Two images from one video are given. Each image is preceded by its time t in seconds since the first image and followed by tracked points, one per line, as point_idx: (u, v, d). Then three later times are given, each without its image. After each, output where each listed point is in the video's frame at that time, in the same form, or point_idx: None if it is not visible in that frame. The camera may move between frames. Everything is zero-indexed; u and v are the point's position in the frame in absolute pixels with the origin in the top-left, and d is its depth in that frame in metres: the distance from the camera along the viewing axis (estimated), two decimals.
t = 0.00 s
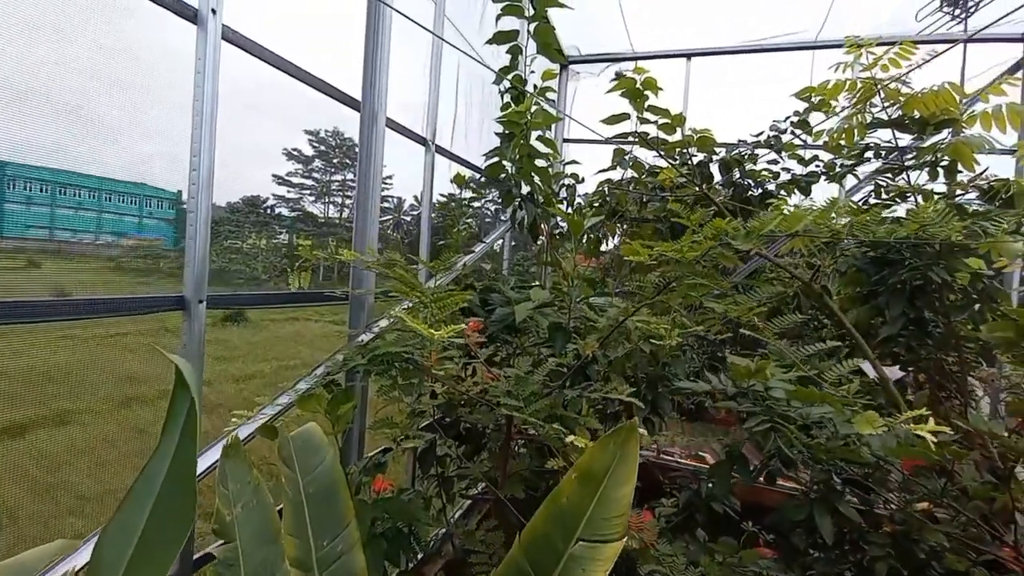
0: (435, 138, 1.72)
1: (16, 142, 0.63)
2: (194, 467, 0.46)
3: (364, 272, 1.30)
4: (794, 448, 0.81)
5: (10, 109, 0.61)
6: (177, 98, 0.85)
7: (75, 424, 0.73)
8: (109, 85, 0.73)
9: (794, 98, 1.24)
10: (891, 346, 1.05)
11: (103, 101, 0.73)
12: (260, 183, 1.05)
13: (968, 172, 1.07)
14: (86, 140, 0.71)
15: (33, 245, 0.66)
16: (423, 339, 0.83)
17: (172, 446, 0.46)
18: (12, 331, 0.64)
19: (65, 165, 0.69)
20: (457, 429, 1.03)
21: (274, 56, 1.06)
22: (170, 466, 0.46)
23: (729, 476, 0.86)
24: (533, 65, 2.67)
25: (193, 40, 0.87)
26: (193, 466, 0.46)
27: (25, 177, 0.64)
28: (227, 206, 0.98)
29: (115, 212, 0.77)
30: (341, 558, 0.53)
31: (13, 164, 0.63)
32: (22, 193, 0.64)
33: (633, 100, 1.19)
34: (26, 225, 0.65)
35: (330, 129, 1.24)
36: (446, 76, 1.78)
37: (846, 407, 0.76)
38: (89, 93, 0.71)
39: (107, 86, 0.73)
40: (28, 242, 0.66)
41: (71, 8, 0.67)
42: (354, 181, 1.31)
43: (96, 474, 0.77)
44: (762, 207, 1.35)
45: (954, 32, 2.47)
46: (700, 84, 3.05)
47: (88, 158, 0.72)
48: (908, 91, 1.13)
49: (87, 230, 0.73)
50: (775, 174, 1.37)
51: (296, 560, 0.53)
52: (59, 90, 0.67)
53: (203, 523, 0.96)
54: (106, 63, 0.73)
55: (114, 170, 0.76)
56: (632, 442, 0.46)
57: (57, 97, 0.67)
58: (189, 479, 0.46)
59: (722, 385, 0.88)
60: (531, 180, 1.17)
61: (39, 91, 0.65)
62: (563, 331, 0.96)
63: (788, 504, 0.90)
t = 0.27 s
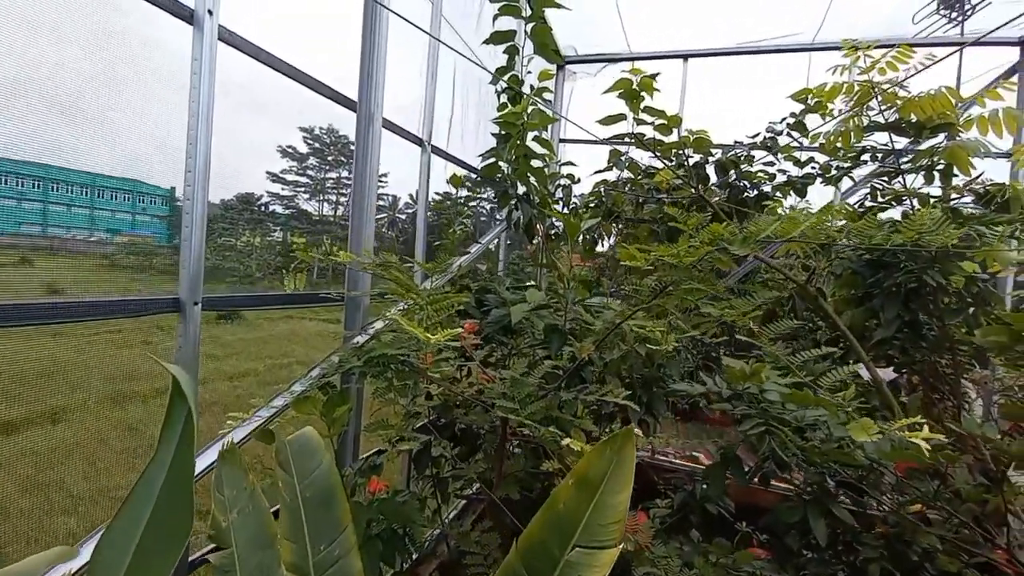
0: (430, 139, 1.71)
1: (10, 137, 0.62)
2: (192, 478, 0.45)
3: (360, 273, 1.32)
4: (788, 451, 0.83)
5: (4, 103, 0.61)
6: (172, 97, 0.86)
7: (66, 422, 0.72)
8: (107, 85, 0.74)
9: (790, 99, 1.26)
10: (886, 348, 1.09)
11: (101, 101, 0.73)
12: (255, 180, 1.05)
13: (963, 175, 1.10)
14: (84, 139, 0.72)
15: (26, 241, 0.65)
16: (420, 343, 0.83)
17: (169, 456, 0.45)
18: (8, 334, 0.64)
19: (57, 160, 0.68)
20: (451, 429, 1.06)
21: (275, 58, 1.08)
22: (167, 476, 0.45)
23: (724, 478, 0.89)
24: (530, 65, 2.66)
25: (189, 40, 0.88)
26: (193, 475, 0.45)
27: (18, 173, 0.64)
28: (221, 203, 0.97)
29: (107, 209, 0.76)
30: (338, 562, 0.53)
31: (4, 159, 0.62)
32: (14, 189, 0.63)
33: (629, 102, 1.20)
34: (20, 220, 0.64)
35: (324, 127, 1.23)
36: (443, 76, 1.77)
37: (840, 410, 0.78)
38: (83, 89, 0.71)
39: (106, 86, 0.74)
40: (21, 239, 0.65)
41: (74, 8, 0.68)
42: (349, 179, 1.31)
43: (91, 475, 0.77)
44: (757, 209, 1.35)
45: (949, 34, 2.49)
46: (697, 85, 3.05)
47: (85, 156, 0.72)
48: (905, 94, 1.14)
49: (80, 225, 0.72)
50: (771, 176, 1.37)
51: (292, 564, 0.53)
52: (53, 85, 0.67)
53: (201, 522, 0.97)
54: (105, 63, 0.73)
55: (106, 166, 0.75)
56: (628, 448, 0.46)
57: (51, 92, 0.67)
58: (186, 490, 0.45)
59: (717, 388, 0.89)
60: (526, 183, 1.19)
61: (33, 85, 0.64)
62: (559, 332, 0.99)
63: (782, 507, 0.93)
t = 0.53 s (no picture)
0: (429, 139, 1.72)
1: (6, 135, 0.62)
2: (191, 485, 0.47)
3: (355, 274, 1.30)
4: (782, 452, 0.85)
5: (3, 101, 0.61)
6: (169, 98, 0.86)
7: (60, 421, 0.72)
8: (107, 87, 0.74)
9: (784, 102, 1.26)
10: (878, 348, 1.11)
11: (100, 103, 0.74)
12: (250, 179, 1.05)
13: (954, 178, 1.14)
14: (82, 141, 0.72)
15: (16, 239, 0.65)
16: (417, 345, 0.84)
17: (169, 464, 0.47)
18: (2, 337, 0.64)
19: (51, 158, 0.68)
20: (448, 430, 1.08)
21: (273, 60, 1.08)
22: (167, 483, 0.47)
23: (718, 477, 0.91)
24: (528, 65, 2.67)
25: (188, 42, 0.88)
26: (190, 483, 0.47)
27: (11, 171, 0.63)
28: (217, 203, 0.97)
29: (100, 207, 0.75)
30: (333, 566, 0.55)
31: None
32: (7, 186, 0.63)
33: (626, 103, 1.22)
34: (10, 218, 0.64)
35: (321, 125, 1.23)
36: (442, 76, 1.77)
37: (832, 409, 0.82)
38: (83, 89, 0.71)
39: (106, 88, 0.74)
40: (15, 236, 0.64)
41: (75, 11, 0.69)
42: (348, 177, 1.32)
43: (85, 476, 0.76)
44: (752, 210, 1.36)
45: (941, 37, 2.53)
46: (692, 86, 3.06)
47: (82, 159, 0.72)
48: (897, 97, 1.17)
49: (71, 224, 0.72)
50: (765, 177, 1.38)
51: (289, 570, 0.54)
52: (52, 84, 0.67)
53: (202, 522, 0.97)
54: (105, 66, 0.74)
55: (101, 164, 0.75)
56: (626, 452, 0.49)
57: (50, 91, 0.67)
58: (184, 495, 0.47)
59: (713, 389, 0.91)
60: (523, 184, 1.20)
61: (33, 83, 0.64)
62: (555, 333, 1.03)
63: (776, 506, 0.96)
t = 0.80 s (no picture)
0: (422, 138, 1.71)
1: None
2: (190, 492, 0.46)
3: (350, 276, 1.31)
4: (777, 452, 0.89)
5: None
6: (160, 97, 0.85)
7: (53, 423, 0.71)
8: (93, 86, 0.73)
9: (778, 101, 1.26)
10: (871, 348, 1.13)
11: (87, 104, 0.72)
12: (241, 177, 1.04)
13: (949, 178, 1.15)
14: (68, 141, 0.70)
15: (7, 237, 0.64)
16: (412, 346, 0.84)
17: (167, 469, 0.46)
18: None
19: (40, 156, 0.67)
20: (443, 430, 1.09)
21: (266, 60, 1.08)
22: (166, 489, 0.46)
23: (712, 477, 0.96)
24: (521, 64, 2.66)
25: (178, 40, 0.87)
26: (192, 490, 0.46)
27: None
28: (208, 200, 0.96)
29: (91, 206, 0.74)
30: (333, 570, 0.54)
31: None
32: None
33: (619, 102, 1.23)
34: None
35: (312, 123, 1.23)
36: (434, 73, 1.76)
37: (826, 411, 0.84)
38: (70, 86, 0.70)
39: (93, 87, 0.73)
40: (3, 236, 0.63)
41: (60, 8, 0.67)
42: (337, 174, 1.31)
43: (80, 476, 0.76)
44: (745, 210, 1.37)
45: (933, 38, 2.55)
46: (685, 86, 3.08)
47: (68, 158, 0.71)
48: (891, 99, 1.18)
49: (61, 222, 0.71)
50: (759, 177, 1.38)
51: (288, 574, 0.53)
52: (40, 81, 0.65)
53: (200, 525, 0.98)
54: (91, 64, 0.72)
55: (90, 162, 0.74)
56: (623, 458, 0.50)
57: (38, 88, 0.65)
58: (184, 502, 0.47)
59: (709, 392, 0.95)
60: (517, 183, 1.23)
61: (20, 81, 0.63)
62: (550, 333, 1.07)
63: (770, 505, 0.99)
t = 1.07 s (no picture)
0: (413, 138, 1.70)
1: None
2: (184, 503, 0.46)
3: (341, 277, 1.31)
4: (772, 451, 0.92)
5: None
6: (151, 97, 0.84)
7: (44, 425, 0.70)
8: (82, 86, 0.72)
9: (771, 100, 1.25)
10: (863, 347, 1.14)
11: (75, 103, 0.71)
12: (232, 176, 1.03)
13: (941, 176, 1.16)
14: (57, 141, 0.69)
15: None
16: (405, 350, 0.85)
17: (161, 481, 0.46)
18: None
19: (29, 156, 0.66)
20: (435, 430, 1.10)
21: (256, 60, 1.07)
22: (161, 500, 0.46)
23: (705, 476, 0.97)
24: (513, 63, 2.65)
25: (168, 42, 0.86)
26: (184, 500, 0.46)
27: None
28: (199, 199, 0.95)
29: (82, 206, 0.73)
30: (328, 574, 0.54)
31: None
32: None
33: (612, 101, 1.23)
34: None
35: (302, 121, 1.21)
36: (426, 73, 1.75)
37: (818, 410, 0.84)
38: (59, 86, 0.68)
39: (82, 88, 0.72)
40: None
41: (46, 5, 0.66)
42: (327, 172, 1.30)
43: (72, 479, 0.75)
44: (737, 209, 1.38)
45: (926, 36, 2.54)
46: (678, 84, 3.08)
47: (55, 157, 0.69)
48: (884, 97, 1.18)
49: (51, 222, 0.69)
50: (751, 175, 1.38)
51: None
52: (28, 81, 0.64)
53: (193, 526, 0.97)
54: (80, 64, 0.71)
55: (81, 162, 0.72)
56: (619, 459, 0.50)
57: (26, 88, 0.64)
58: (179, 514, 0.46)
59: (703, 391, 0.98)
60: (509, 182, 1.25)
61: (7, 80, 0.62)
62: (541, 334, 1.11)
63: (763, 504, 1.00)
